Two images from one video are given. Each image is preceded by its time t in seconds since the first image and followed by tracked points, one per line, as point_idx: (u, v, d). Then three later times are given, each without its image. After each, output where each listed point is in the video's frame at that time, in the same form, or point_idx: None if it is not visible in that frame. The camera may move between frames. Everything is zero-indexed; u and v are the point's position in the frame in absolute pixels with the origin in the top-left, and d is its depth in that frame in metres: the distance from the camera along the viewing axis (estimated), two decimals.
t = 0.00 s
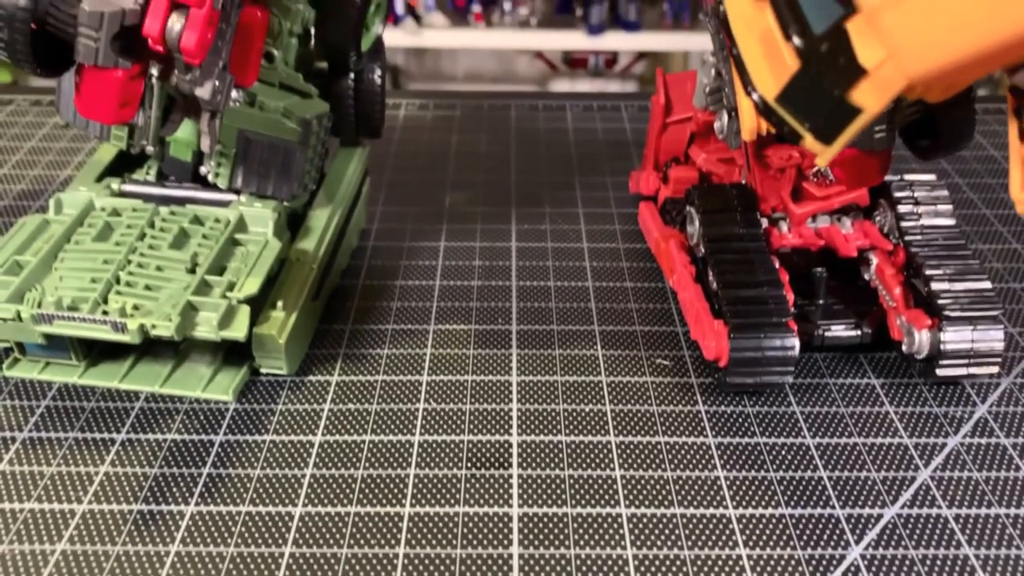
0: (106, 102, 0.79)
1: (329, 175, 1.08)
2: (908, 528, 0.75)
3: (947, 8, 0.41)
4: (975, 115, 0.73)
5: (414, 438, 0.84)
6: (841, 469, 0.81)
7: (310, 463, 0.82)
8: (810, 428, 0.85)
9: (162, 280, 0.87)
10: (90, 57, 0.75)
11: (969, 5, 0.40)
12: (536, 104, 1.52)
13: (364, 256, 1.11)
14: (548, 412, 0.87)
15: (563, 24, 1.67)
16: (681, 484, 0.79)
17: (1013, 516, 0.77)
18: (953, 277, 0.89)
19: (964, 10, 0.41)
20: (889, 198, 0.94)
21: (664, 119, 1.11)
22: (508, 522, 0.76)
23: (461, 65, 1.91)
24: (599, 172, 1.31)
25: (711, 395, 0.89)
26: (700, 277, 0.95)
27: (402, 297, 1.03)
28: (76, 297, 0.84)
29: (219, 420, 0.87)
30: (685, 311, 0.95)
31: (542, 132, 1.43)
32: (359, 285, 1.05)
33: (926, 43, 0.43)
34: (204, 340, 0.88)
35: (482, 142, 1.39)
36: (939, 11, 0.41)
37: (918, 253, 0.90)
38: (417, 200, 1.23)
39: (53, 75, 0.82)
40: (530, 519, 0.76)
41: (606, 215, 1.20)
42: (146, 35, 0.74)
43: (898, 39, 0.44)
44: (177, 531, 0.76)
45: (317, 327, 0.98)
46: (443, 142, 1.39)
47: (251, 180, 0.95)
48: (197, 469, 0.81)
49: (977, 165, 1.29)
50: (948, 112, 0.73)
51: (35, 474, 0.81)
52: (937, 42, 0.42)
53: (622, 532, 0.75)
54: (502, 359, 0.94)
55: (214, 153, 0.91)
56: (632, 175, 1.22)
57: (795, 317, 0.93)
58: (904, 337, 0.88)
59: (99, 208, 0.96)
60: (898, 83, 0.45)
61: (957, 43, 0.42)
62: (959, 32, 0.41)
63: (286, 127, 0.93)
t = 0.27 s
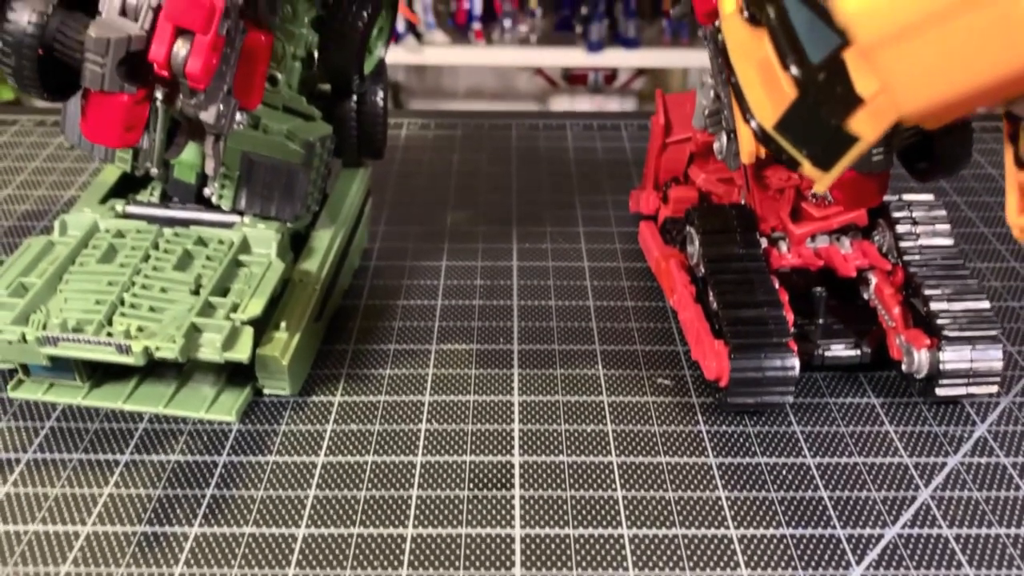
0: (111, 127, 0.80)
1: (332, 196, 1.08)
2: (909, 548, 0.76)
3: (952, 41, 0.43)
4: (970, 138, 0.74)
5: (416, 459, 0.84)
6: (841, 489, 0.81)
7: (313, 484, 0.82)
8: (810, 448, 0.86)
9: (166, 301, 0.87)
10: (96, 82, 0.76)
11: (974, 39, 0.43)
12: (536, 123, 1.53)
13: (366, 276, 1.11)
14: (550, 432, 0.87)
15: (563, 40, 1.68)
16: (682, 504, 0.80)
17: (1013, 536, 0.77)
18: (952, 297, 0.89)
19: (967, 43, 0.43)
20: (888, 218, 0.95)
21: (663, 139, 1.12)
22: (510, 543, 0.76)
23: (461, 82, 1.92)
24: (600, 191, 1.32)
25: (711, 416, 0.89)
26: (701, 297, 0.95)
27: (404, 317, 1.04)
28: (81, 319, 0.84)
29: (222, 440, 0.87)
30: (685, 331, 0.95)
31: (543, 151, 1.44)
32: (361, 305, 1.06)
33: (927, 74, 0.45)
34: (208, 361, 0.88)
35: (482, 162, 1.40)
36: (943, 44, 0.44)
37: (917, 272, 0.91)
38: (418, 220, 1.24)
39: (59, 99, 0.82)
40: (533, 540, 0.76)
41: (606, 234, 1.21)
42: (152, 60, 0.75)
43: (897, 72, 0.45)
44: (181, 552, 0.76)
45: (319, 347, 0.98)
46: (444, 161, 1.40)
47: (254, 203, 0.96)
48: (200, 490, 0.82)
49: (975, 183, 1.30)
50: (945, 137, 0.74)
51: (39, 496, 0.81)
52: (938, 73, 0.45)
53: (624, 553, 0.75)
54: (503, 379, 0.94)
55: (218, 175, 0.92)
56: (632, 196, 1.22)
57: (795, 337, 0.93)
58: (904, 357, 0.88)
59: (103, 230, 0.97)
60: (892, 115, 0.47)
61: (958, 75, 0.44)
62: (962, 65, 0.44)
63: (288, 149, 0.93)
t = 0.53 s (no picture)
0: (117, 159, 0.81)
1: (334, 224, 1.09)
2: None
3: (935, 100, 0.41)
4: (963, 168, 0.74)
5: (418, 488, 0.85)
6: (841, 516, 0.82)
7: (315, 514, 0.83)
8: (810, 476, 0.86)
9: (169, 330, 0.88)
10: (102, 115, 0.77)
11: (956, 100, 0.40)
12: (536, 148, 1.54)
13: (368, 302, 1.12)
14: (551, 460, 0.88)
15: (563, 63, 1.70)
16: (683, 533, 0.80)
17: (1013, 563, 0.77)
18: (950, 324, 0.90)
19: (950, 104, 0.41)
20: (885, 245, 0.96)
21: (662, 166, 1.14)
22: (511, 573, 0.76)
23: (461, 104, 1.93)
24: (599, 216, 1.33)
25: (712, 443, 0.90)
26: (700, 324, 0.96)
27: (405, 343, 1.04)
28: (85, 349, 0.85)
29: (225, 469, 0.88)
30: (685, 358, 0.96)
31: (543, 176, 1.45)
32: (363, 332, 1.07)
33: (913, 130, 0.43)
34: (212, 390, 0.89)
35: (483, 187, 1.42)
36: (927, 102, 0.42)
37: (914, 299, 0.92)
38: (419, 246, 1.25)
39: (65, 132, 0.84)
40: (534, 569, 0.77)
41: (606, 259, 1.22)
42: (157, 94, 0.76)
43: (885, 121, 0.44)
44: None
45: (321, 375, 0.99)
46: (445, 187, 1.41)
47: (257, 233, 0.97)
48: (203, 520, 0.82)
49: (972, 208, 1.31)
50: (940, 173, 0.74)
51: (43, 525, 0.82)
52: (923, 131, 0.42)
53: None
54: (505, 407, 0.95)
55: (222, 204, 0.93)
56: (632, 221, 1.23)
57: (794, 364, 0.94)
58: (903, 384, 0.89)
59: (107, 259, 0.98)
60: (886, 160, 0.46)
61: (941, 135, 0.42)
62: (946, 125, 0.41)
63: (292, 179, 0.95)
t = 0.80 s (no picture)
0: (119, 181, 0.82)
1: (335, 245, 1.10)
2: None
3: (928, 133, 0.43)
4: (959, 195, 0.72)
5: (418, 510, 0.85)
6: (841, 538, 0.82)
7: (316, 536, 0.83)
8: (810, 497, 0.86)
9: (171, 353, 0.88)
10: (104, 140, 0.78)
11: (947, 134, 0.42)
12: (536, 169, 1.55)
13: (368, 323, 1.13)
14: (551, 482, 0.88)
15: (563, 82, 1.74)
16: (683, 555, 0.80)
17: None
18: (947, 345, 0.90)
19: (941, 137, 0.42)
20: (883, 266, 0.96)
21: (660, 187, 1.14)
22: None
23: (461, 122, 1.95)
24: (599, 237, 1.34)
25: (711, 464, 0.90)
26: (700, 344, 0.96)
27: (405, 364, 1.05)
28: (87, 371, 0.86)
29: (225, 491, 0.88)
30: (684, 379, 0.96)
31: (543, 196, 1.46)
32: (363, 353, 1.07)
33: (905, 161, 0.44)
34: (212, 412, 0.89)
35: (483, 208, 1.42)
36: (918, 135, 0.43)
37: (912, 320, 0.92)
38: (420, 266, 1.25)
39: (68, 156, 0.84)
40: None
41: (606, 279, 1.22)
42: (160, 119, 0.76)
43: (876, 153, 0.45)
44: None
45: (321, 398, 0.99)
46: (446, 208, 1.41)
47: (258, 255, 0.98)
48: (203, 542, 0.82)
49: (970, 227, 1.31)
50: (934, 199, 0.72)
51: (43, 548, 0.82)
52: (914, 162, 0.44)
53: None
54: (504, 428, 0.95)
55: (223, 227, 0.93)
56: (631, 241, 1.23)
57: (793, 385, 0.95)
58: (901, 405, 0.90)
59: (109, 281, 0.98)
60: (878, 188, 0.47)
61: (933, 166, 0.43)
62: (938, 157, 0.43)
63: (293, 202, 0.96)
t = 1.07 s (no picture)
0: (121, 204, 0.83)
1: (336, 262, 1.10)
2: None
3: (920, 160, 0.43)
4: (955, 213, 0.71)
5: (418, 528, 0.85)
6: (841, 555, 0.82)
7: (316, 553, 0.83)
8: (809, 514, 0.86)
9: (172, 371, 0.89)
10: (107, 160, 0.78)
11: (939, 160, 0.42)
12: (536, 186, 1.56)
13: (369, 340, 1.13)
14: (551, 500, 0.88)
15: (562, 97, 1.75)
16: (683, 572, 0.80)
17: None
18: (946, 362, 0.91)
19: (933, 163, 0.43)
20: (881, 283, 0.97)
21: (659, 205, 1.15)
22: None
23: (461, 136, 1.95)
24: (598, 253, 1.34)
25: (711, 481, 0.90)
26: (700, 361, 0.96)
27: (405, 381, 1.05)
28: (88, 389, 0.86)
29: (226, 509, 0.88)
30: (684, 397, 0.96)
31: (542, 213, 1.47)
32: (363, 370, 1.07)
33: (897, 187, 0.45)
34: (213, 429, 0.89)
35: (483, 224, 1.43)
36: (910, 161, 0.43)
37: (910, 337, 0.93)
38: (420, 283, 1.26)
39: (71, 176, 0.85)
40: None
41: (605, 296, 1.23)
42: (162, 139, 0.77)
43: (867, 180, 0.45)
44: None
45: (321, 415, 0.99)
46: (446, 225, 1.42)
47: (259, 273, 0.98)
48: (204, 560, 0.82)
49: (968, 243, 1.32)
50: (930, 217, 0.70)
51: (43, 566, 0.82)
52: (905, 189, 0.44)
53: None
54: (504, 445, 0.95)
55: (225, 245, 0.94)
56: (631, 257, 1.23)
57: (792, 402, 0.95)
58: (900, 422, 0.90)
59: (111, 299, 0.99)
60: (872, 213, 0.48)
61: (924, 193, 0.44)
62: (932, 183, 0.43)
63: (294, 220, 0.97)
